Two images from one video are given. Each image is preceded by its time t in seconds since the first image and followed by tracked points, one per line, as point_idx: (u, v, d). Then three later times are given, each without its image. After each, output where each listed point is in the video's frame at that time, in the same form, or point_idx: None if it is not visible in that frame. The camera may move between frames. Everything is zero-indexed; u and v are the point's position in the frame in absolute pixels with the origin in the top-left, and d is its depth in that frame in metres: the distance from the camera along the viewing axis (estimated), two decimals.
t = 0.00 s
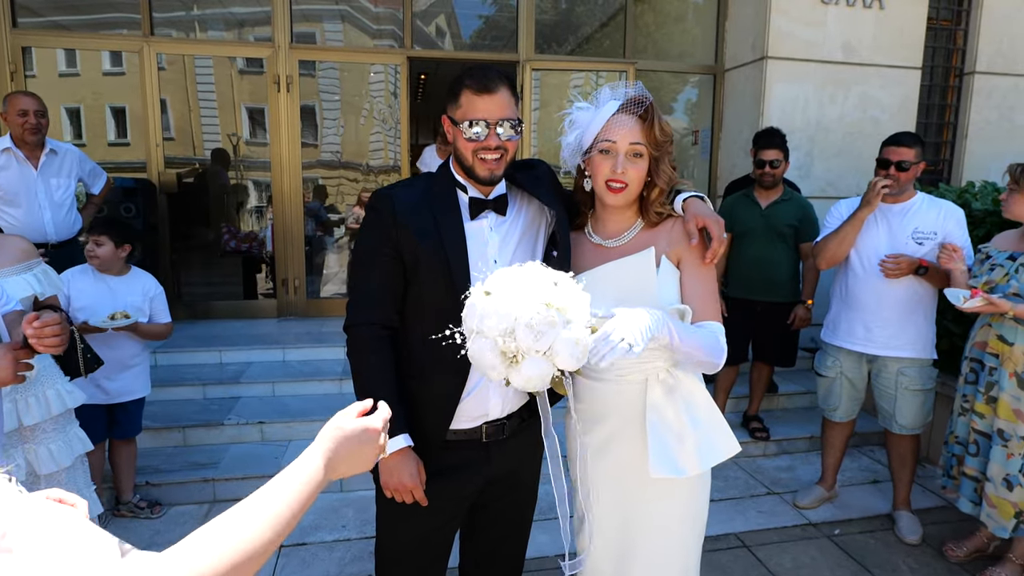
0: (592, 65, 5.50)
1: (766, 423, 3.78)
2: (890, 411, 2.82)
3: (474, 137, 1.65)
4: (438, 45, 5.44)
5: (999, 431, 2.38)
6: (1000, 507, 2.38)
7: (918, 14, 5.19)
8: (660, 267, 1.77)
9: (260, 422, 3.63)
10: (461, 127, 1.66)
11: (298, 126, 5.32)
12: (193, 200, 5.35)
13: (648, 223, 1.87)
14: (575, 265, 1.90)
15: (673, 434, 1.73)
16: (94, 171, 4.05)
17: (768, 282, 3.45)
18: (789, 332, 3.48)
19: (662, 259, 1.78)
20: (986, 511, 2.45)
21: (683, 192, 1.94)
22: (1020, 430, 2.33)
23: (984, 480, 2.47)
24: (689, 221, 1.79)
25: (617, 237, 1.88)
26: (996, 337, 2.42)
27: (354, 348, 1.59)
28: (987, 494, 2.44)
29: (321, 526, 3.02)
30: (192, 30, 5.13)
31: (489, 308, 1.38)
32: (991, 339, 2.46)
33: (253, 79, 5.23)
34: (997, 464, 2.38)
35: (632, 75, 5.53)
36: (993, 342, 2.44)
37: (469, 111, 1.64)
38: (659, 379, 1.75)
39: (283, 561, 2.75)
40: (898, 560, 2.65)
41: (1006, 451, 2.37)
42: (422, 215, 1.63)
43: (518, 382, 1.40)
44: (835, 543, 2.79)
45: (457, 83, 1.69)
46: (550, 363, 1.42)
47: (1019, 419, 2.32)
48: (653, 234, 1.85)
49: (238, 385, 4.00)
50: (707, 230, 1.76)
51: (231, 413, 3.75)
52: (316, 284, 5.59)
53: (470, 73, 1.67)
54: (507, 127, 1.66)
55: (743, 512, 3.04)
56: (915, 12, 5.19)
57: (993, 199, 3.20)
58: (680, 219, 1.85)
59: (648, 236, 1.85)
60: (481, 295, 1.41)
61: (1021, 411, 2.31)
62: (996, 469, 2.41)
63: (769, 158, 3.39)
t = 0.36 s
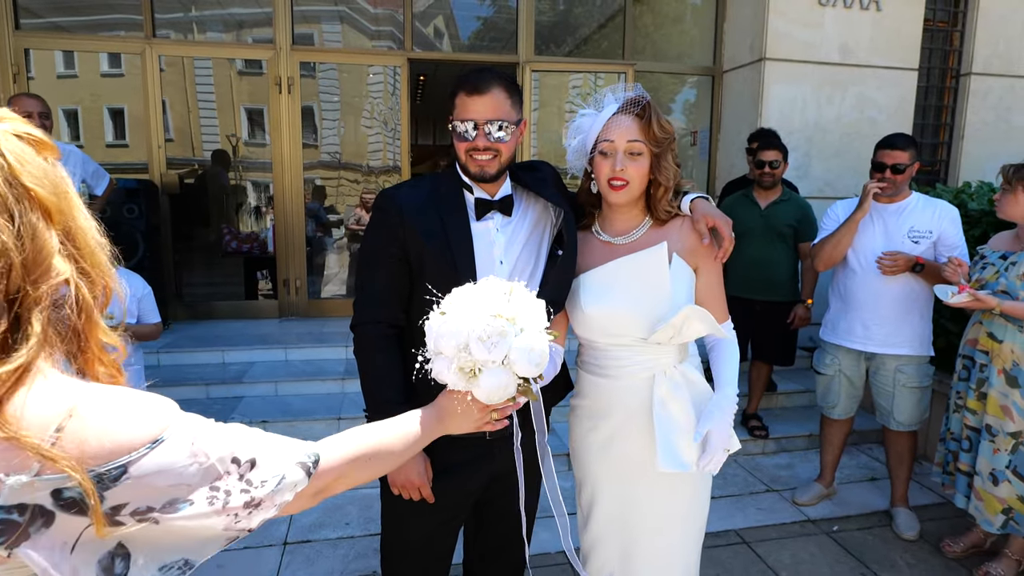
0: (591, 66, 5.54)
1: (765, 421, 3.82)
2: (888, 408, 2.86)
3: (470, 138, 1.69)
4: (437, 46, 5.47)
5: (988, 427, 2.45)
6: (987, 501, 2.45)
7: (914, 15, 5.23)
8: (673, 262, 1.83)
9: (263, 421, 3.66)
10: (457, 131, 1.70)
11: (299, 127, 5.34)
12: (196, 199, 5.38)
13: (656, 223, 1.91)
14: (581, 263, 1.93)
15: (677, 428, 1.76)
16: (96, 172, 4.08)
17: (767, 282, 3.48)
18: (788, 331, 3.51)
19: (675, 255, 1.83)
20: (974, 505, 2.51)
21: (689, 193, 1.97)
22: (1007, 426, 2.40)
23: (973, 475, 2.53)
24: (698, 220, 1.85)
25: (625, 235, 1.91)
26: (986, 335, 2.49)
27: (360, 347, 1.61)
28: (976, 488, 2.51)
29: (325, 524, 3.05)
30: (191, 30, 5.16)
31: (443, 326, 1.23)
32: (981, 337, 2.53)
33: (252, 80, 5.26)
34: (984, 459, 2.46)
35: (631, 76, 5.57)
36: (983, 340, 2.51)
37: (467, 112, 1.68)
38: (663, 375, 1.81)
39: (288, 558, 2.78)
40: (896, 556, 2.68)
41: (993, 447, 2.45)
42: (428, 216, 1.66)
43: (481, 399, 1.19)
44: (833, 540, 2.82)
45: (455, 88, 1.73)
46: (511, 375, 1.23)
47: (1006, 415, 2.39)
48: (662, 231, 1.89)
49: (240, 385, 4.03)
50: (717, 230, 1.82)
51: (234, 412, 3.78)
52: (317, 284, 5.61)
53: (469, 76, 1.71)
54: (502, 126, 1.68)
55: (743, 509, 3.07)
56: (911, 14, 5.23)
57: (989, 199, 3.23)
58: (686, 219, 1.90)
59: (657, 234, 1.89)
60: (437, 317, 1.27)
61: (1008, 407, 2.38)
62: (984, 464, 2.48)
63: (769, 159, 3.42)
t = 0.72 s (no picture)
0: (588, 69, 5.60)
1: (760, 420, 3.87)
2: (880, 406, 2.91)
3: (469, 145, 1.75)
4: (436, 48, 5.53)
5: (971, 421, 2.54)
6: (967, 493, 2.54)
7: (908, 18, 5.29)
8: (671, 267, 1.89)
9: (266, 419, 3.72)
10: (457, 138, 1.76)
11: (299, 129, 5.40)
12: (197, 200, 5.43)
13: (655, 228, 1.96)
14: (582, 266, 1.98)
15: (675, 426, 1.81)
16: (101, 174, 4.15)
17: (762, 282, 3.54)
18: (783, 331, 3.57)
19: (674, 259, 1.89)
20: (954, 497, 2.61)
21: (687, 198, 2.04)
22: (988, 420, 2.49)
23: (955, 468, 2.62)
24: (698, 225, 1.92)
25: (625, 239, 1.96)
26: (972, 331, 2.57)
27: (361, 346, 1.67)
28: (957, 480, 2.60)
29: (327, 520, 3.11)
30: (190, 32, 5.23)
31: (392, 306, 1.25)
32: (966, 333, 2.60)
33: (252, 82, 5.31)
34: (966, 452, 2.55)
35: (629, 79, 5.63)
36: (968, 336, 2.59)
37: (467, 119, 1.74)
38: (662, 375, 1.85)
39: (291, 554, 2.84)
40: (887, 551, 2.74)
41: (975, 440, 2.53)
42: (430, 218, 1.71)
43: (447, 358, 1.21)
44: (826, 535, 2.87)
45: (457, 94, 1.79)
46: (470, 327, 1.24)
47: (989, 410, 2.48)
48: (660, 236, 1.94)
49: (242, 384, 4.08)
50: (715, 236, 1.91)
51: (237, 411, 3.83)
52: (318, 285, 5.66)
53: (471, 83, 1.77)
54: (498, 135, 1.74)
55: (737, 506, 3.13)
56: (905, 17, 5.29)
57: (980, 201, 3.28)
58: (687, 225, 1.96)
59: (655, 239, 1.94)
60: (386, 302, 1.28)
61: (991, 403, 2.48)
62: (965, 457, 2.57)
63: (763, 161, 3.47)
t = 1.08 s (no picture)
0: (586, 70, 5.67)
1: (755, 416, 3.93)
2: (869, 401, 2.98)
3: (487, 140, 1.79)
4: (436, 49, 5.59)
5: (963, 417, 2.58)
6: (963, 489, 2.57)
7: (903, 20, 5.36)
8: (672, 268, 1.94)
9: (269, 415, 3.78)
10: (477, 133, 1.80)
11: (300, 129, 5.45)
12: (198, 200, 5.50)
13: (656, 226, 2.02)
14: (583, 264, 2.02)
15: (672, 421, 1.87)
16: (106, 175, 4.22)
17: (757, 281, 3.60)
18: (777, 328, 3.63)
19: (673, 261, 1.95)
20: (948, 494, 2.63)
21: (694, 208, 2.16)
22: (980, 416, 2.54)
23: (947, 465, 2.65)
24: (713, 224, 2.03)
25: (627, 238, 2.02)
26: (960, 329, 2.61)
27: (366, 342, 1.74)
28: (951, 477, 2.63)
29: (330, 514, 3.17)
30: (190, 32, 5.30)
31: (230, 286, 1.15)
32: (955, 331, 2.65)
33: (252, 82, 5.36)
34: (960, 449, 2.58)
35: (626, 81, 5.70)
36: (957, 334, 2.63)
37: (484, 116, 1.80)
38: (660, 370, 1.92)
39: (295, 546, 2.90)
40: (877, 543, 2.80)
41: (968, 436, 2.57)
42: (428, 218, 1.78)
43: (304, 328, 1.13)
44: (818, 528, 2.93)
45: (465, 93, 1.84)
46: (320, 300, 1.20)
47: (981, 406, 2.53)
48: (662, 236, 2.00)
49: (246, 381, 4.14)
50: (728, 235, 2.03)
51: (241, 407, 3.88)
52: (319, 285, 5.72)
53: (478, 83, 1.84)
54: (515, 134, 1.82)
55: (732, 499, 3.19)
56: (900, 19, 5.35)
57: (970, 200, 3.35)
58: (687, 224, 2.03)
59: (658, 239, 2.00)
60: (215, 286, 1.16)
61: (983, 398, 2.53)
62: (959, 454, 2.60)
63: (758, 162, 3.53)
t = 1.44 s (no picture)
0: (584, 72, 5.75)
1: (748, 411, 4.02)
2: (858, 396, 3.07)
3: (466, 140, 1.86)
4: (436, 50, 5.69)
5: (948, 409, 2.65)
6: (949, 478, 2.64)
7: (895, 23, 5.45)
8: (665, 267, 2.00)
9: (273, 410, 3.87)
10: (455, 132, 1.85)
11: (302, 130, 5.54)
12: (201, 200, 5.58)
13: (659, 223, 2.08)
14: (586, 257, 2.11)
15: (659, 409, 1.96)
16: (115, 175, 4.33)
17: (750, 279, 3.69)
18: (769, 325, 3.72)
19: (669, 261, 2.01)
20: (934, 482, 2.69)
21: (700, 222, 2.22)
22: (965, 407, 2.61)
23: (933, 455, 2.72)
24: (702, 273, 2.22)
25: (630, 235, 2.09)
26: (946, 324, 2.69)
27: (347, 344, 1.78)
28: (936, 467, 2.69)
29: (333, 505, 3.25)
30: (190, 32, 5.37)
31: None
32: (941, 326, 2.72)
33: (252, 83, 5.45)
34: (946, 439, 2.65)
35: (623, 83, 5.78)
36: (942, 328, 2.70)
37: (459, 115, 1.85)
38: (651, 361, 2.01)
39: (299, 535, 2.99)
40: (865, 532, 2.89)
41: (954, 427, 2.64)
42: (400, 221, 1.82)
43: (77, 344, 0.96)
44: (808, 518, 3.02)
45: (435, 93, 1.87)
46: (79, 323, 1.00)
47: (966, 398, 2.60)
48: (663, 235, 2.07)
49: (250, 377, 4.23)
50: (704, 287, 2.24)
51: (245, 403, 3.97)
52: (321, 284, 5.81)
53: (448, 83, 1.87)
54: (488, 133, 1.90)
55: (724, 491, 3.28)
56: (892, 22, 5.44)
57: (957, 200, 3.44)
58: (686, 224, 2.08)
59: (658, 237, 2.07)
60: None
61: (968, 390, 2.60)
62: (944, 444, 2.67)
63: (751, 162, 3.61)
